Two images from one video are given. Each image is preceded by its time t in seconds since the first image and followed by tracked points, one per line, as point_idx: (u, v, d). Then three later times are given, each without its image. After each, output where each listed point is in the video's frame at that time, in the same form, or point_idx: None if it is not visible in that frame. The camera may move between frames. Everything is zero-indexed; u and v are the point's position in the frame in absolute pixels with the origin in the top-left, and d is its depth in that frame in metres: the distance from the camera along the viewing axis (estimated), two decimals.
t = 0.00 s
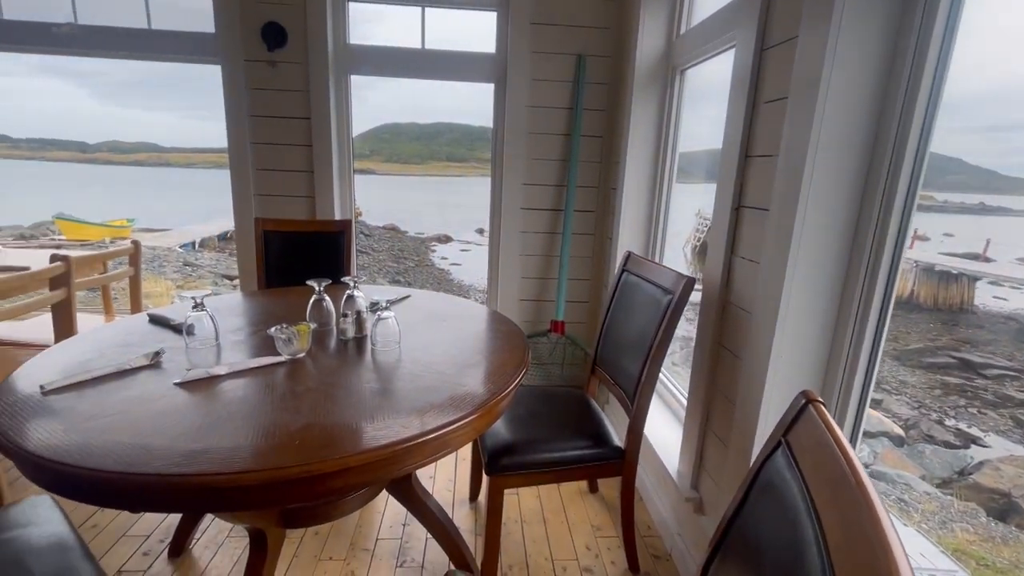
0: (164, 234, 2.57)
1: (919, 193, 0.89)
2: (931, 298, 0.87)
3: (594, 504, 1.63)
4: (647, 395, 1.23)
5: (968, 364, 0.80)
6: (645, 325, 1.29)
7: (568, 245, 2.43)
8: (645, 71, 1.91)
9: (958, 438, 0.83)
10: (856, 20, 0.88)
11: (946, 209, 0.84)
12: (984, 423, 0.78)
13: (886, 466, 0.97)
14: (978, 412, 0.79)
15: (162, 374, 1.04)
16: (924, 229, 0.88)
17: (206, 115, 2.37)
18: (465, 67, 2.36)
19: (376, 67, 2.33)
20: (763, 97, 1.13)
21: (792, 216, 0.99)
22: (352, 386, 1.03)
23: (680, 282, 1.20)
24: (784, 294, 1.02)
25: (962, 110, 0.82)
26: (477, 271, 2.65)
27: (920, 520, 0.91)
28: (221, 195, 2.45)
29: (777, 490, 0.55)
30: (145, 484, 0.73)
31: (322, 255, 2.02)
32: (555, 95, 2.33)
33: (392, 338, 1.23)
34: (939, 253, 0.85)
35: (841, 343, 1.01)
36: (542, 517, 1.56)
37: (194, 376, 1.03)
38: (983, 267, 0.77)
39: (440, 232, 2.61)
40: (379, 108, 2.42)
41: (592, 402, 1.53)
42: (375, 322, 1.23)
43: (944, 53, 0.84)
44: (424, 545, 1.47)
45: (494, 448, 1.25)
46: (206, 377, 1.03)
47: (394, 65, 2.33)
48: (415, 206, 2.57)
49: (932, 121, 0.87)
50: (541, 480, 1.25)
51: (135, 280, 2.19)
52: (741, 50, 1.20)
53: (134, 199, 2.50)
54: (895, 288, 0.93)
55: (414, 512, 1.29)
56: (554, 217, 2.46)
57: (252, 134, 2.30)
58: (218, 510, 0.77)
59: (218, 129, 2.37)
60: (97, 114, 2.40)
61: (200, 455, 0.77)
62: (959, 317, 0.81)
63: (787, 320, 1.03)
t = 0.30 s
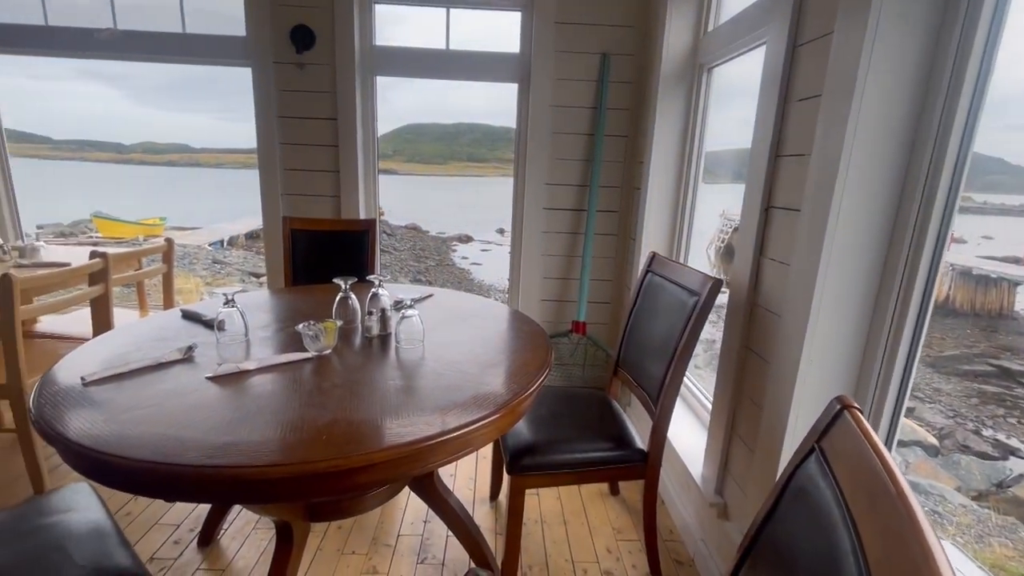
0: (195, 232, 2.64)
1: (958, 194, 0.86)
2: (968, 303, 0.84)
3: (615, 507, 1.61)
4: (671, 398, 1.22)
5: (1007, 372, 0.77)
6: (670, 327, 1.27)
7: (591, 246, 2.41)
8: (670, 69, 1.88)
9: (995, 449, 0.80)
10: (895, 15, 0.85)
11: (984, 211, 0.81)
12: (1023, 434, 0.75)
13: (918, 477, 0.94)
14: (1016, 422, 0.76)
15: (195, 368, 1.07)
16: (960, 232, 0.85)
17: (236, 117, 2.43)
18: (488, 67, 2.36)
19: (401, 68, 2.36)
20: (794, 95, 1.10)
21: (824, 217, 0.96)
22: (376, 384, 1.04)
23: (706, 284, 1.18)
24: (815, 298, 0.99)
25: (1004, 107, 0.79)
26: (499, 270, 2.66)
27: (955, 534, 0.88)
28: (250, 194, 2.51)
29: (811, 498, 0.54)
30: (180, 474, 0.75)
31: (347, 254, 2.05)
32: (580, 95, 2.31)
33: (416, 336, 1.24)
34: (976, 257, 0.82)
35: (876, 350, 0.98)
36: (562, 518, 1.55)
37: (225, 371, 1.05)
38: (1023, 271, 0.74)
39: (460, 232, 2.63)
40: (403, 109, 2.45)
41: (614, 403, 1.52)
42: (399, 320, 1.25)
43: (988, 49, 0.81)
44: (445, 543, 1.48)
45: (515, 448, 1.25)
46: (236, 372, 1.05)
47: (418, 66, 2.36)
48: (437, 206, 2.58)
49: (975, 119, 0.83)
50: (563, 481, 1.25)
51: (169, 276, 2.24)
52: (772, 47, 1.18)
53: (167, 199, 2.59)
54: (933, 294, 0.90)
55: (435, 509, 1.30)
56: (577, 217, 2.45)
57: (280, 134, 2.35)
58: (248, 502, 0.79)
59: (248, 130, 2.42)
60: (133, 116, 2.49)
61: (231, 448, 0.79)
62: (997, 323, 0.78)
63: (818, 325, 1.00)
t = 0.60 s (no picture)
0: (225, 230, 2.71)
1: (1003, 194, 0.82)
2: (1008, 308, 0.80)
3: (638, 510, 1.59)
4: (698, 400, 1.20)
5: None
6: (697, 328, 1.25)
7: (616, 247, 2.40)
8: (698, 68, 1.85)
9: None
10: (939, 9, 0.82)
11: None
12: None
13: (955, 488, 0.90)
14: None
15: (228, 363, 1.10)
16: (1003, 234, 0.82)
17: (265, 118, 2.49)
18: (512, 67, 2.37)
19: (427, 68, 2.38)
20: (830, 92, 1.08)
21: (861, 218, 0.93)
22: (401, 380, 1.05)
23: (736, 286, 1.16)
24: (850, 301, 0.96)
25: None
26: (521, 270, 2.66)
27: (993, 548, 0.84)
28: (278, 193, 2.57)
29: (848, 506, 0.53)
30: (217, 464, 0.77)
31: (372, 253, 2.08)
32: (605, 94, 2.30)
33: (441, 334, 1.25)
34: (1018, 261, 0.79)
35: (914, 355, 0.95)
36: (584, 520, 1.54)
37: (257, 365, 1.08)
38: None
39: (482, 232, 2.64)
40: (428, 110, 2.47)
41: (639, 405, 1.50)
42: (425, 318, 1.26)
43: None
44: (467, 540, 1.48)
45: (538, 447, 1.25)
46: (267, 367, 1.08)
47: (443, 66, 2.37)
48: (460, 205, 2.60)
49: None
50: (586, 481, 1.24)
51: (202, 273, 2.31)
52: (807, 44, 1.15)
53: (199, 197, 2.66)
54: (976, 298, 0.86)
55: (457, 506, 1.31)
56: (601, 217, 2.43)
57: (308, 135, 2.40)
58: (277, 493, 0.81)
59: (277, 131, 2.48)
60: (168, 118, 2.57)
61: (265, 440, 0.81)
62: None
63: (853, 329, 0.97)
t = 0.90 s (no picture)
0: (255, 229, 2.78)
1: None
2: None
3: (664, 514, 1.58)
4: (727, 404, 1.18)
5: None
6: (727, 331, 1.23)
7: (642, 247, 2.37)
8: (729, 66, 1.82)
9: None
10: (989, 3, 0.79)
11: None
12: None
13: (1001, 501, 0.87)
14: None
15: (264, 358, 1.13)
16: None
17: (296, 119, 2.55)
18: (539, 67, 2.37)
19: (454, 69, 2.40)
20: (870, 90, 1.05)
21: (903, 219, 0.90)
22: (429, 378, 1.06)
23: (769, 288, 1.13)
24: (891, 306, 0.93)
25: None
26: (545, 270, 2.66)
27: None
28: (308, 193, 2.63)
29: (892, 515, 0.51)
30: (257, 454, 0.80)
31: (399, 252, 2.11)
32: (633, 93, 2.28)
33: (469, 332, 1.27)
34: None
35: (959, 363, 0.91)
36: (609, 521, 1.54)
37: (291, 361, 1.11)
38: None
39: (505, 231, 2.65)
40: (454, 110, 2.49)
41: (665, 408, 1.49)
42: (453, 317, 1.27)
43: None
44: (491, 538, 1.49)
45: (564, 447, 1.25)
46: (301, 362, 1.11)
47: (469, 67, 2.39)
48: (485, 205, 2.61)
49: None
50: (612, 483, 1.24)
51: (235, 270, 2.38)
52: (847, 40, 1.12)
53: (232, 196, 2.74)
54: None
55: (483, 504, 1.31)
56: (627, 218, 2.42)
57: (338, 136, 2.45)
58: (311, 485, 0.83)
59: (308, 132, 2.53)
60: (204, 119, 2.65)
61: (301, 432, 0.84)
62: None
63: (893, 334, 0.94)
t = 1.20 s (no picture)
0: (286, 227, 2.85)
1: None
2: None
3: (693, 519, 1.56)
4: (761, 408, 1.16)
5: None
6: (762, 334, 1.21)
7: (671, 248, 2.34)
8: (764, 63, 1.78)
9: None
10: None
11: None
12: None
13: None
14: None
15: (299, 353, 1.16)
16: None
17: (328, 120, 2.60)
18: (567, 67, 2.36)
19: (483, 69, 2.41)
20: (918, 87, 1.01)
21: (952, 221, 0.87)
22: (460, 376, 1.07)
23: (805, 291, 1.11)
24: (938, 310, 0.90)
25: None
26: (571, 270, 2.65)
27: None
28: (338, 192, 2.68)
29: (944, 528, 0.50)
30: (282, 450, 0.83)
31: (428, 251, 2.13)
32: (664, 92, 2.25)
33: (498, 331, 1.27)
34: None
35: (1013, 370, 0.88)
36: (635, 524, 1.52)
37: (326, 357, 1.14)
38: None
39: (530, 231, 2.65)
40: (482, 110, 2.50)
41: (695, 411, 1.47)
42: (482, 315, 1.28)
43: None
44: (517, 536, 1.50)
45: (593, 448, 1.24)
46: (336, 358, 1.13)
47: (497, 68, 2.40)
48: (512, 205, 2.62)
49: None
50: (641, 485, 1.23)
51: (269, 267, 2.44)
52: (892, 36, 1.08)
53: (266, 196, 2.82)
54: None
55: (510, 502, 1.32)
56: (656, 218, 2.39)
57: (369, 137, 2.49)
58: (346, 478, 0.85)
59: (339, 133, 2.59)
60: (240, 121, 2.74)
61: (337, 427, 0.86)
62: None
63: (940, 339, 0.91)
